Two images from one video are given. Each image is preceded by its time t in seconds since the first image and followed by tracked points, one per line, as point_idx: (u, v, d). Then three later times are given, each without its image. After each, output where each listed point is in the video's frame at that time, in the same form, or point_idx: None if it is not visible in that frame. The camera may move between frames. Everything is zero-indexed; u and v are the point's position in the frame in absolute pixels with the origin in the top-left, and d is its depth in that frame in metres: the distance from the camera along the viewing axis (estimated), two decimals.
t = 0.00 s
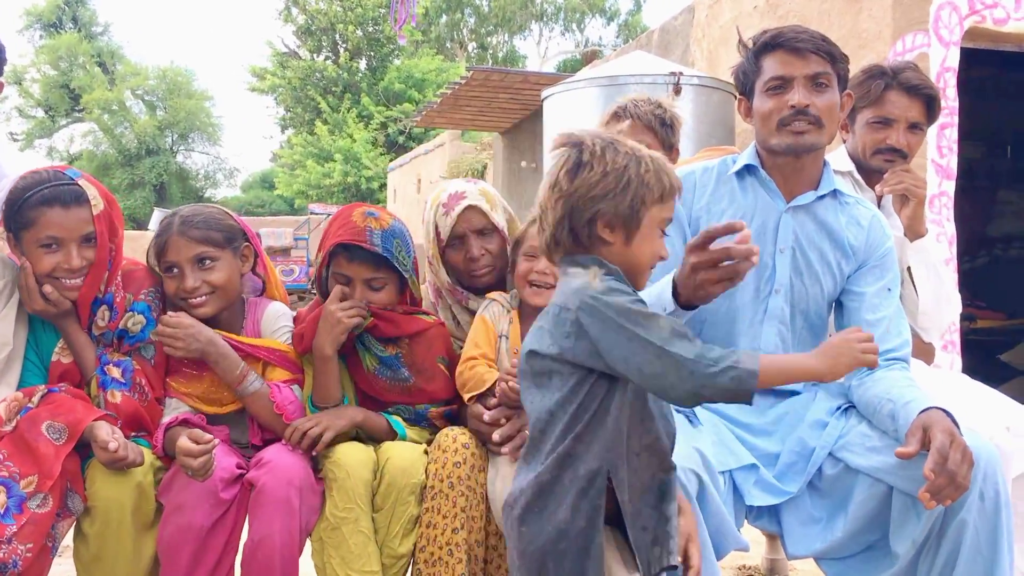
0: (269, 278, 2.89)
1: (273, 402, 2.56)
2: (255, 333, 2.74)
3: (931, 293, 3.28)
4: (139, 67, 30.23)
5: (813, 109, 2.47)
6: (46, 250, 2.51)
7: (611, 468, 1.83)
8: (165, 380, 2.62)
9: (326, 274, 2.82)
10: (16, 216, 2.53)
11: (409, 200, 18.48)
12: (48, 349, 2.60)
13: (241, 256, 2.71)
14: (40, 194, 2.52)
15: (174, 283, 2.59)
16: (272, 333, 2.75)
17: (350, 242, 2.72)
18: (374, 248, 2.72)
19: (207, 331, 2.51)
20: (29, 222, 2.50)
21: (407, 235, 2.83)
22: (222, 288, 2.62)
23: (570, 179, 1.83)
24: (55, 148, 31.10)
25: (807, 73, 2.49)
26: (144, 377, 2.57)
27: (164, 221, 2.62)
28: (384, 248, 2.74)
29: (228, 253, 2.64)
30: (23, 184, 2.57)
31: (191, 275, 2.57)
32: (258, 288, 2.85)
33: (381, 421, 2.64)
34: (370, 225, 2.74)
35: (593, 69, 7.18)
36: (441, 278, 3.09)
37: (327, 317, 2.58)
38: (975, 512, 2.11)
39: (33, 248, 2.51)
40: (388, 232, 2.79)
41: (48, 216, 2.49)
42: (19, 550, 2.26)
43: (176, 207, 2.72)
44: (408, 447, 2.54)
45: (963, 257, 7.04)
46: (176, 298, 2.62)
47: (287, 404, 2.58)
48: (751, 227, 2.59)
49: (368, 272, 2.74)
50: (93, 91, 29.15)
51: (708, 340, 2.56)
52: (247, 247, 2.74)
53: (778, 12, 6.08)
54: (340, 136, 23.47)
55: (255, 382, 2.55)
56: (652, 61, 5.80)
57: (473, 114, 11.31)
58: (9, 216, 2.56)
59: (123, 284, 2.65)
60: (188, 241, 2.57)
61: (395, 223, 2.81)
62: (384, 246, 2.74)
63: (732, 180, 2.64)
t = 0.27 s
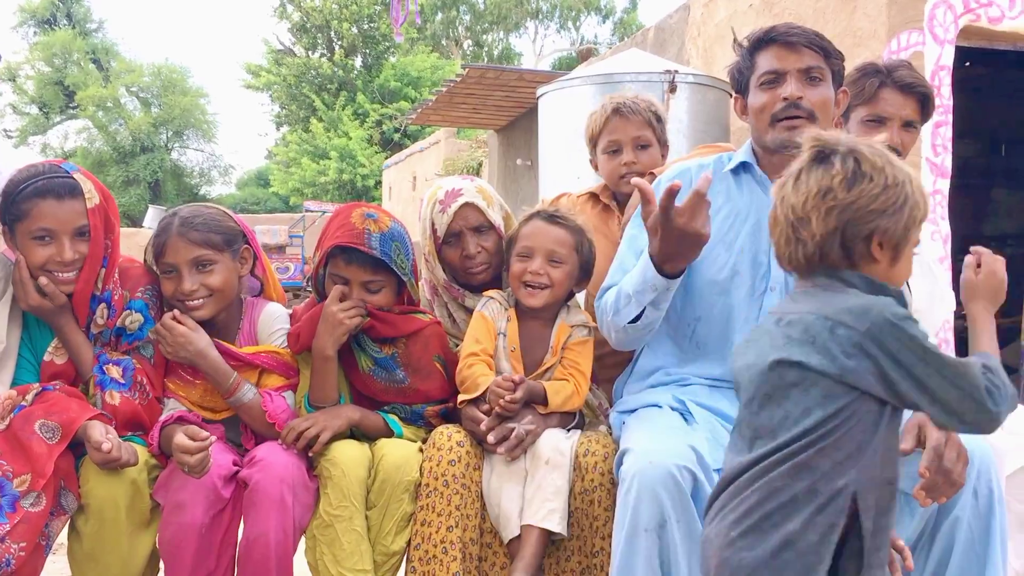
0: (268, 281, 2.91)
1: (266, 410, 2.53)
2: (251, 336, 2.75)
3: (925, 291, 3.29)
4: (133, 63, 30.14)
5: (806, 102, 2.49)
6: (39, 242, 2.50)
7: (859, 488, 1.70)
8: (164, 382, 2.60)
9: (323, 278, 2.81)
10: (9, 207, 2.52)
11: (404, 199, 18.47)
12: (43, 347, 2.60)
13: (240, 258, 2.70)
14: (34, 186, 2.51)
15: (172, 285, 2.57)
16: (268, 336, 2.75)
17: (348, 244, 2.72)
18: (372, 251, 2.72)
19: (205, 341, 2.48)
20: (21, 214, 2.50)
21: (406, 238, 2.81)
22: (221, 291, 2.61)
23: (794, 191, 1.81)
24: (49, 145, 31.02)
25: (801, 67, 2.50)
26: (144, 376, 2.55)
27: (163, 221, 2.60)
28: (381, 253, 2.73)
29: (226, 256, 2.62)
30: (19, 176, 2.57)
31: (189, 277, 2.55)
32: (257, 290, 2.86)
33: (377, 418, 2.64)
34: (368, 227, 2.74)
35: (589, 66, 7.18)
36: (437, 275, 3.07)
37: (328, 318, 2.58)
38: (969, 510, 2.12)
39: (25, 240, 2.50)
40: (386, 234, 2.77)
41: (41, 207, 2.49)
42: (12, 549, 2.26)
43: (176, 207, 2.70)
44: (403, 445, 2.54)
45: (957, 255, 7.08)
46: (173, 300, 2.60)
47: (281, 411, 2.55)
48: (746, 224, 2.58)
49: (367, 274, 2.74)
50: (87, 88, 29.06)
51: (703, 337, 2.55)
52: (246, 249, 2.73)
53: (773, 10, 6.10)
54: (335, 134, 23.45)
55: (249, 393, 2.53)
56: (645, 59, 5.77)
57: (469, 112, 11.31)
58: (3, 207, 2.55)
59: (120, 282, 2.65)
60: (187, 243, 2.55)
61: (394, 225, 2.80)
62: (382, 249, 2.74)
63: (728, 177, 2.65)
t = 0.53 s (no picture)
0: (268, 282, 2.91)
1: (265, 415, 2.55)
2: (250, 337, 2.75)
3: (921, 289, 3.29)
4: (129, 61, 30.06)
5: (802, 102, 2.48)
6: (32, 236, 2.49)
7: None
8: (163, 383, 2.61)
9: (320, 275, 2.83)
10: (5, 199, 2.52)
11: (400, 197, 18.47)
12: (37, 345, 2.59)
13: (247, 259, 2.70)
14: (30, 178, 2.51)
15: (184, 286, 2.57)
16: (266, 338, 2.75)
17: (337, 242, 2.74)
18: (362, 250, 2.72)
19: (207, 347, 2.48)
20: (16, 206, 2.49)
21: (397, 236, 2.82)
22: (231, 294, 2.62)
23: None
24: (44, 142, 30.94)
25: (797, 67, 2.50)
26: (141, 375, 2.55)
27: (175, 221, 2.59)
28: (372, 251, 2.74)
29: (238, 258, 2.63)
30: (18, 169, 2.57)
31: (203, 279, 2.55)
32: (257, 289, 2.88)
33: (372, 417, 2.64)
34: (359, 226, 2.75)
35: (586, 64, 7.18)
36: (433, 274, 3.07)
37: (320, 316, 2.58)
38: (963, 508, 2.12)
39: (19, 232, 2.50)
40: (377, 233, 2.78)
41: (36, 200, 2.48)
42: (6, 548, 2.25)
43: (182, 205, 2.67)
44: (398, 443, 2.55)
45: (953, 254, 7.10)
46: (182, 301, 2.59)
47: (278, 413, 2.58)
48: (741, 222, 2.56)
49: (359, 273, 2.74)
50: (83, 86, 28.97)
51: (697, 336, 2.56)
52: (252, 249, 2.73)
53: (770, 9, 6.10)
54: (331, 131, 23.42)
55: (247, 398, 2.53)
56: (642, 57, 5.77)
57: (465, 110, 11.30)
58: None
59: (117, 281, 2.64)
60: (202, 245, 2.55)
61: (385, 224, 2.81)
62: (372, 248, 2.74)
63: (721, 176, 2.61)
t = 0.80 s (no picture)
0: (267, 280, 2.99)
1: (267, 413, 2.54)
2: (254, 333, 2.74)
3: (921, 288, 3.30)
4: (129, 58, 30.04)
5: (801, 100, 2.47)
6: (32, 229, 2.49)
7: None
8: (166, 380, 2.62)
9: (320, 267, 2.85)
10: (8, 192, 2.52)
11: (400, 195, 18.48)
12: (38, 343, 2.59)
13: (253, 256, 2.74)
14: (33, 172, 2.51)
15: (207, 276, 2.57)
16: (268, 335, 2.75)
17: (333, 232, 2.75)
18: (355, 240, 2.71)
19: (216, 344, 2.48)
20: (17, 198, 2.49)
21: (394, 229, 2.80)
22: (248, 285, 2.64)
23: None
24: (44, 140, 30.94)
25: (795, 65, 2.49)
26: (143, 374, 2.54)
27: (196, 212, 2.58)
28: (366, 241, 2.73)
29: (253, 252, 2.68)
30: (23, 163, 2.57)
31: (227, 270, 2.58)
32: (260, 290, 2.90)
33: (372, 414, 2.64)
34: (355, 217, 2.74)
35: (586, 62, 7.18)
36: (433, 272, 3.08)
37: (328, 312, 2.58)
38: (963, 507, 2.11)
39: (20, 226, 2.49)
40: (373, 225, 2.76)
41: (37, 192, 2.48)
42: (6, 545, 2.26)
43: (194, 198, 2.66)
44: (399, 441, 2.55)
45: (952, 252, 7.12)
46: (202, 292, 2.58)
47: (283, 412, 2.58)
48: (740, 220, 2.56)
49: (355, 264, 2.74)
50: (82, 83, 28.95)
51: (698, 335, 2.58)
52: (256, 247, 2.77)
53: (770, 7, 6.10)
54: (331, 129, 23.42)
55: (251, 397, 2.53)
56: (642, 55, 5.77)
57: (465, 108, 11.30)
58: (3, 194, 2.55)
59: (119, 280, 2.64)
60: (228, 236, 2.58)
61: (383, 216, 2.79)
62: (366, 238, 2.73)
63: (720, 175, 2.62)
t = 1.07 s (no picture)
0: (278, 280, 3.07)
1: (275, 409, 2.55)
2: (264, 330, 2.76)
3: (930, 286, 3.28)
4: (135, 56, 30.10)
5: (809, 97, 2.47)
6: (41, 222, 2.50)
7: None
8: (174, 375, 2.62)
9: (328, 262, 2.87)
10: (19, 186, 2.54)
11: (406, 192, 18.49)
12: (47, 339, 2.61)
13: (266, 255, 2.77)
14: (43, 166, 2.53)
15: (223, 267, 2.58)
16: (279, 332, 2.76)
17: (341, 221, 2.78)
18: (361, 224, 2.75)
19: (226, 341, 2.49)
20: (27, 192, 2.50)
21: (397, 218, 2.82)
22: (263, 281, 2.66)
23: None
24: (51, 137, 31.04)
25: (804, 62, 2.48)
26: (153, 370, 2.54)
27: (216, 206, 2.62)
28: (372, 226, 2.76)
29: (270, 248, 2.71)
30: (35, 158, 2.59)
31: (244, 262, 2.60)
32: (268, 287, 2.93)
33: (378, 410, 2.65)
34: (358, 204, 2.78)
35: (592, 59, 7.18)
36: (437, 268, 3.09)
37: (345, 308, 2.60)
38: (971, 504, 2.11)
39: (29, 219, 2.51)
40: (377, 212, 2.80)
41: (47, 185, 2.49)
42: (14, 541, 2.25)
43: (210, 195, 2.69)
44: (405, 437, 2.55)
45: (958, 250, 7.10)
46: (217, 285, 2.59)
47: (291, 408, 2.58)
48: (747, 216, 2.56)
49: (361, 248, 2.77)
50: (88, 81, 29.00)
51: (704, 331, 2.58)
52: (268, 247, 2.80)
53: (777, 4, 6.08)
54: (337, 127, 23.44)
55: (259, 392, 2.54)
56: (648, 52, 5.77)
57: (471, 106, 11.31)
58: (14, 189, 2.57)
59: (128, 277, 2.65)
60: (247, 229, 2.61)
61: (386, 206, 2.82)
62: (371, 223, 2.76)
63: (728, 170, 2.61)
